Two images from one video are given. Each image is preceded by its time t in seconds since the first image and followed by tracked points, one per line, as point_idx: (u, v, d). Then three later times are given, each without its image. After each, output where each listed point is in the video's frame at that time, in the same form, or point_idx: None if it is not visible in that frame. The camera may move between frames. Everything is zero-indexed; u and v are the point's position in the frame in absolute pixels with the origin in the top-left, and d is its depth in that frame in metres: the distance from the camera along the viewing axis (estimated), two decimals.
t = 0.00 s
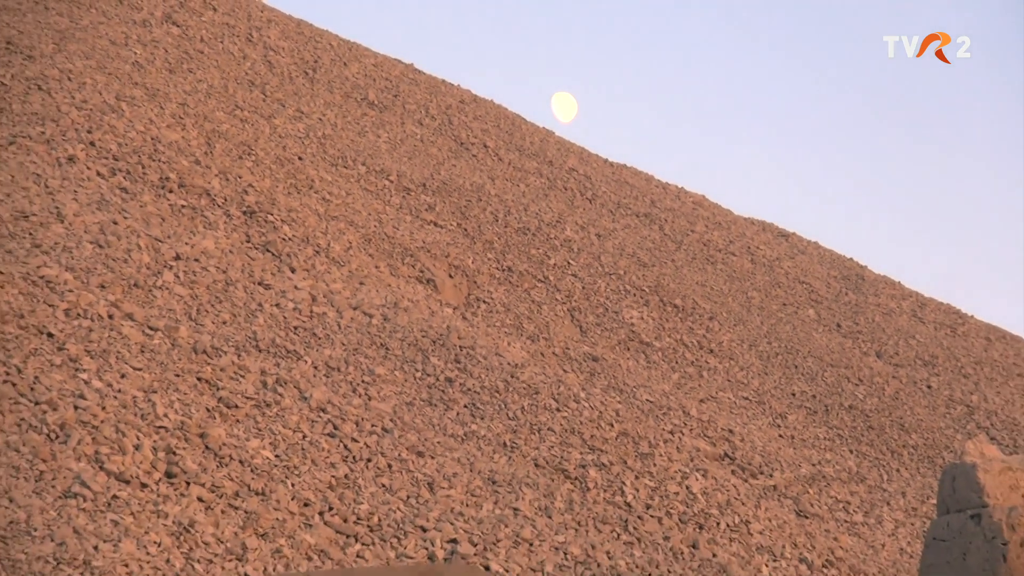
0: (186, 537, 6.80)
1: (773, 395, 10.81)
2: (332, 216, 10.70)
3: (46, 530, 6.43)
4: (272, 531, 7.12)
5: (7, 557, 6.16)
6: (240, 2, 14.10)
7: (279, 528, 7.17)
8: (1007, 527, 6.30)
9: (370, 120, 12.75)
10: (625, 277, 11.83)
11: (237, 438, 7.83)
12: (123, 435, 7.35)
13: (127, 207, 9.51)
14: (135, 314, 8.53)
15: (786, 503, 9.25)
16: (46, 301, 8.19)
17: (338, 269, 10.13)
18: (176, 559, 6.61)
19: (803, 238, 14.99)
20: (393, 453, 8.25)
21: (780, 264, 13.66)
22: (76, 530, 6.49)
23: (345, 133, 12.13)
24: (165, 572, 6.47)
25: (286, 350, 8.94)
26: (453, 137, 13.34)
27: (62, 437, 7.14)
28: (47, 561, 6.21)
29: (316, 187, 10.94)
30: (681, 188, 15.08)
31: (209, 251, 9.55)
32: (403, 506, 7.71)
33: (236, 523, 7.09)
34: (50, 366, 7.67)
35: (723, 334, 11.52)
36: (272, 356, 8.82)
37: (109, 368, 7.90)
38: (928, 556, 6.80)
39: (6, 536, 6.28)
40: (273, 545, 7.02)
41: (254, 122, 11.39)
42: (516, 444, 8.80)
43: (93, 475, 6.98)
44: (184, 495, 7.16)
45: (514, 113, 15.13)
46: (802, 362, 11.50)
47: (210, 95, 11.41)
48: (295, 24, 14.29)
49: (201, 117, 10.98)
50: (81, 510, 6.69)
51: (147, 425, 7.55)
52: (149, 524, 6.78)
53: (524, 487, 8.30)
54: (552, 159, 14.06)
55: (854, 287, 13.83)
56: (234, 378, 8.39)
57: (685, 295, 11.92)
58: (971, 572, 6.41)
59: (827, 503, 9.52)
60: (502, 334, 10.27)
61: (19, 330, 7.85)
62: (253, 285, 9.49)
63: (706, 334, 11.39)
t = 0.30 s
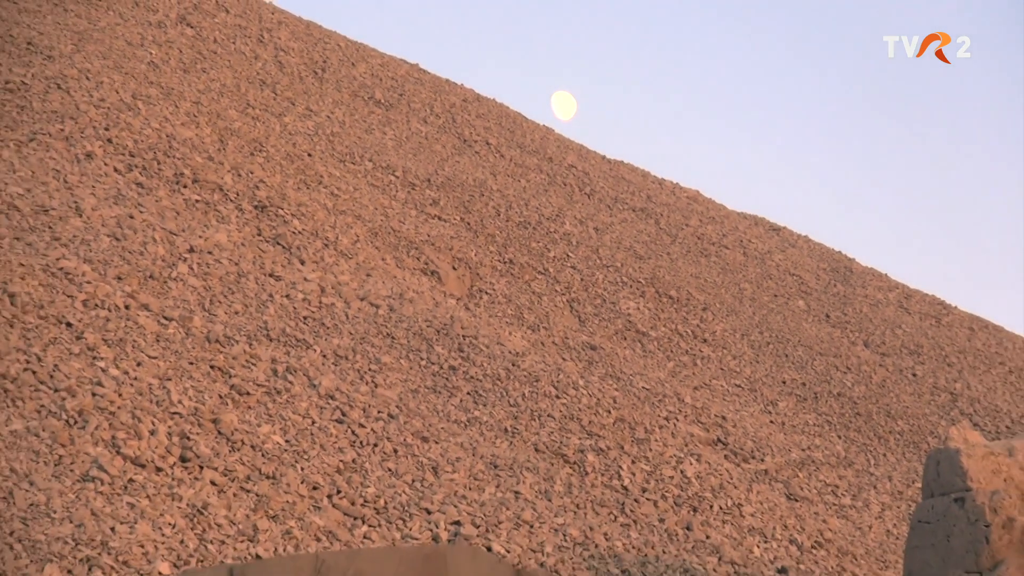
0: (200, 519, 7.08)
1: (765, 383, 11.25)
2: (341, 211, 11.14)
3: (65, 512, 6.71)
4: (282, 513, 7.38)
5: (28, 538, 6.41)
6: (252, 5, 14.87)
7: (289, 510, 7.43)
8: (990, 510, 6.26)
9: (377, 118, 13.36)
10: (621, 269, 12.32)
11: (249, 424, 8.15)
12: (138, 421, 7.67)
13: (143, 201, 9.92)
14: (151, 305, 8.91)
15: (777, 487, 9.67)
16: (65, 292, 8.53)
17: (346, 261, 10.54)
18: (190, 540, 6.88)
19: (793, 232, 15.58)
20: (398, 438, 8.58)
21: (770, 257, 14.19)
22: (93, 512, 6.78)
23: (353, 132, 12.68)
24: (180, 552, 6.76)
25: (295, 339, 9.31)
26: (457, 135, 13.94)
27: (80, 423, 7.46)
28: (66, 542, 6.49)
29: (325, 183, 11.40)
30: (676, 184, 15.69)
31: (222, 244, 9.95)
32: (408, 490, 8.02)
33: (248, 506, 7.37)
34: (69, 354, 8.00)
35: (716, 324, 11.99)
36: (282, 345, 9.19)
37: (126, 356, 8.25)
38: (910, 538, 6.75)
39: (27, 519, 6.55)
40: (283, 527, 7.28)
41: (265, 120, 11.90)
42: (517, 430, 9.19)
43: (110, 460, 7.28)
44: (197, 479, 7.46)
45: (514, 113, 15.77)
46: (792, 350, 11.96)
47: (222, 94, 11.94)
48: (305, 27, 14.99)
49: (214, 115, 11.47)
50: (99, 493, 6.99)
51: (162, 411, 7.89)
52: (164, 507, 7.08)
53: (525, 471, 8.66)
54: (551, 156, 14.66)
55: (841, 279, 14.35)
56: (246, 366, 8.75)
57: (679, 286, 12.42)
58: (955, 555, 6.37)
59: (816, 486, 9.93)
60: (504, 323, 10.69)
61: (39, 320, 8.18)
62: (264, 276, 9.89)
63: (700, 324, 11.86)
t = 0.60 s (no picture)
0: (213, 502, 7.41)
1: (757, 370, 11.69)
2: (348, 205, 11.58)
3: (83, 494, 7.02)
4: (292, 496, 7.73)
5: (48, 519, 6.70)
6: (263, 7, 15.42)
7: (298, 493, 7.77)
8: (973, 492, 6.00)
9: (383, 116, 13.85)
10: (618, 261, 12.78)
11: (260, 410, 8.51)
12: (154, 407, 8.02)
13: (158, 195, 10.35)
14: (166, 295, 9.31)
15: (768, 471, 10.10)
16: (83, 283, 8.93)
17: (353, 253, 10.95)
18: (203, 521, 7.20)
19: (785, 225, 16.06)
20: (404, 423, 8.95)
21: (762, 249, 14.66)
22: (110, 495, 7.10)
23: (360, 129, 13.16)
24: (193, 533, 7.07)
25: (305, 329, 9.71)
26: (460, 132, 14.43)
27: (98, 408, 7.80)
28: (84, 523, 6.77)
29: (333, 178, 11.85)
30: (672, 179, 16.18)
31: (234, 237, 10.37)
32: (413, 473, 8.38)
33: (259, 489, 7.69)
34: (87, 343, 8.38)
35: (709, 314, 12.44)
36: (291, 334, 9.59)
37: (141, 344, 8.63)
38: (896, 522, 6.46)
39: (47, 501, 6.85)
40: (292, 509, 7.62)
41: (275, 118, 12.37)
42: (518, 415, 9.59)
43: (127, 444, 7.62)
44: (210, 463, 7.80)
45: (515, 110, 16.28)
46: (783, 339, 12.41)
47: (235, 92, 12.43)
48: (313, 28, 15.53)
49: (226, 112, 11.94)
50: (116, 476, 7.32)
51: (176, 398, 8.24)
52: (178, 489, 7.42)
53: (525, 455, 9.05)
54: (551, 152, 15.16)
55: (831, 270, 14.86)
56: (257, 354, 9.13)
57: (674, 277, 12.88)
58: (938, 537, 6.11)
59: (806, 470, 10.36)
60: (505, 313, 11.11)
61: (58, 309, 8.56)
62: (275, 268, 10.30)
63: (694, 314, 12.30)
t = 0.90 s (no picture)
0: (225, 484, 7.76)
1: (748, 358, 12.16)
2: (355, 199, 12.03)
3: (99, 477, 7.30)
4: (301, 478, 8.09)
5: (67, 501, 6.96)
6: (272, 7, 15.91)
7: (308, 475, 8.14)
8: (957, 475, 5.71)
9: (388, 112, 14.33)
10: (615, 252, 13.25)
11: (270, 395, 8.90)
12: (168, 393, 8.38)
13: (172, 189, 10.78)
14: (180, 286, 9.72)
15: (760, 455, 10.54)
16: (100, 273, 9.33)
17: (360, 245, 11.38)
18: (215, 503, 7.54)
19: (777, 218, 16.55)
20: (408, 409, 9.37)
21: (754, 241, 15.12)
22: (126, 478, 7.39)
23: (366, 125, 13.64)
24: (206, 514, 7.40)
25: (313, 317, 10.12)
26: (462, 128, 14.91)
27: (114, 394, 8.15)
28: (101, 504, 7.05)
29: (340, 172, 12.31)
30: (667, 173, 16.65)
31: (245, 229, 10.81)
32: (417, 457, 8.79)
33: (270, 471, 8.06)
34: (104, 331, 8.75)
35: (703, 304, 12.90)
36: (301, 322, 9.99)
37: (156, 333, 9.00)
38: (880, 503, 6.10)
39: (65, 483, 7.10)
40: (302, 491, 7.98)
41: (285, 114, 12.84)
42: (518, 401, 10.01)
43: (142, 428, 7.93)
44: (222, 446, 8.15)
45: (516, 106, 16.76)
46: (774, 328, 12.88)
47: (246, 90, 12.92)
48: (321, 27, 16.03)
49: (238, 109, 12.42)
50: (131, 459, 7.62)
51: (190, 383, 8.61)
52: (192, 472, 7.73)
53: (526, 440, 9.46)
54: (550, 148, 15.64)
55: (821, 262, 15.33)
56: (268, 343, 9.54)
57: (670, 268, 13.34)
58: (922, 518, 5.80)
59: (796, 454, 10.80)
60: (507, 303, 11.55)
61: (75, 299, 8.93)
62: (285, 260, 10.72)
63: (688, 304, 12.76)
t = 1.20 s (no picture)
0: (236, 466, 8.01)
1: (740, 345, 12.64)
2: (363, 192, 12.53)
3: (116, 460, 7.57)
4: (310, 461, 8.35)
5: (84, 482, 7.19)
6: (282, 7, 16.52)
7: (316, 458, 8.41)
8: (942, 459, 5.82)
9: (394, 109, 14.90)
10: (613, 243, 13.74)
11: (280, 381, 9.21)
12: (182, 378, 8.69)
13: (186, 182, 11.23)
14: (193, 275, 10.09)
15: (752, 438, 10.98)
16: (116, 264, 9.72)
17: (367, 237, 11.81)
18: (227, 485, 7.79)
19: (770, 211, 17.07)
20: (414, 394, 9.70)
21: (747, 233, 15.61)
22: (141, 460, 7.66)
23: (372, 121, 14.21)
24: (217, 495, 7.63)
25: (321, 306, 10.48)
26: (466, 124, 15.45)
27: (130, 379, 8.47)
28: (117, 486, 7.31)
29: (348, 167, 12.84)
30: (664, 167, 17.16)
31: (257, 221, 11.25)
32: (422, 440, 9.08)
33: (279, 454, 8.33)
34: (120, 319, 9.10)
35: (697, 293, 13.38)
36: (309, 310, 10.36)
37: (170, 321, 9.36)
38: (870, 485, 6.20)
39: (82, 466, 7.36)
40: (310, 473, 8.23)
41: (295, 110, 13.41)
42: (519, 387, 10.38)
43: (156, 413, 8.24)
44: (234, 430, 8.43)
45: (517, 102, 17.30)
46: (765, 316, 13.38)
47: (257, 87, 13.51)
48: (330, 27, 16.64)
49: (250, 106, 12.98)
50: (146, 442, 7.90)
51: (203, 369, 8.93)
52: (204, 455, 7.99)
53: (527, 424, 9.81)
54: (550, 143, 16.16)
55: (811, 252, 15.84)
56: (278, 330, 9.89)
57: (665, 259, 13.83)
58: (909, 500, 5.93)
59: (786, 438, 11.24)
60: (508, 292, 11.98)
61: (93, 288, 9.29)
62: (295, 250, 11.13)
63: (682, 293, 13.23)
